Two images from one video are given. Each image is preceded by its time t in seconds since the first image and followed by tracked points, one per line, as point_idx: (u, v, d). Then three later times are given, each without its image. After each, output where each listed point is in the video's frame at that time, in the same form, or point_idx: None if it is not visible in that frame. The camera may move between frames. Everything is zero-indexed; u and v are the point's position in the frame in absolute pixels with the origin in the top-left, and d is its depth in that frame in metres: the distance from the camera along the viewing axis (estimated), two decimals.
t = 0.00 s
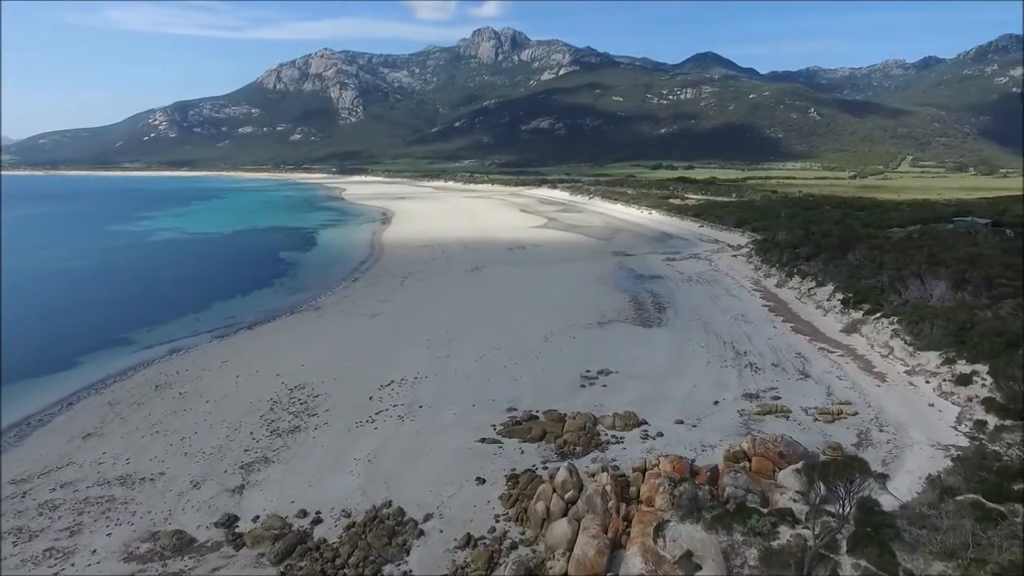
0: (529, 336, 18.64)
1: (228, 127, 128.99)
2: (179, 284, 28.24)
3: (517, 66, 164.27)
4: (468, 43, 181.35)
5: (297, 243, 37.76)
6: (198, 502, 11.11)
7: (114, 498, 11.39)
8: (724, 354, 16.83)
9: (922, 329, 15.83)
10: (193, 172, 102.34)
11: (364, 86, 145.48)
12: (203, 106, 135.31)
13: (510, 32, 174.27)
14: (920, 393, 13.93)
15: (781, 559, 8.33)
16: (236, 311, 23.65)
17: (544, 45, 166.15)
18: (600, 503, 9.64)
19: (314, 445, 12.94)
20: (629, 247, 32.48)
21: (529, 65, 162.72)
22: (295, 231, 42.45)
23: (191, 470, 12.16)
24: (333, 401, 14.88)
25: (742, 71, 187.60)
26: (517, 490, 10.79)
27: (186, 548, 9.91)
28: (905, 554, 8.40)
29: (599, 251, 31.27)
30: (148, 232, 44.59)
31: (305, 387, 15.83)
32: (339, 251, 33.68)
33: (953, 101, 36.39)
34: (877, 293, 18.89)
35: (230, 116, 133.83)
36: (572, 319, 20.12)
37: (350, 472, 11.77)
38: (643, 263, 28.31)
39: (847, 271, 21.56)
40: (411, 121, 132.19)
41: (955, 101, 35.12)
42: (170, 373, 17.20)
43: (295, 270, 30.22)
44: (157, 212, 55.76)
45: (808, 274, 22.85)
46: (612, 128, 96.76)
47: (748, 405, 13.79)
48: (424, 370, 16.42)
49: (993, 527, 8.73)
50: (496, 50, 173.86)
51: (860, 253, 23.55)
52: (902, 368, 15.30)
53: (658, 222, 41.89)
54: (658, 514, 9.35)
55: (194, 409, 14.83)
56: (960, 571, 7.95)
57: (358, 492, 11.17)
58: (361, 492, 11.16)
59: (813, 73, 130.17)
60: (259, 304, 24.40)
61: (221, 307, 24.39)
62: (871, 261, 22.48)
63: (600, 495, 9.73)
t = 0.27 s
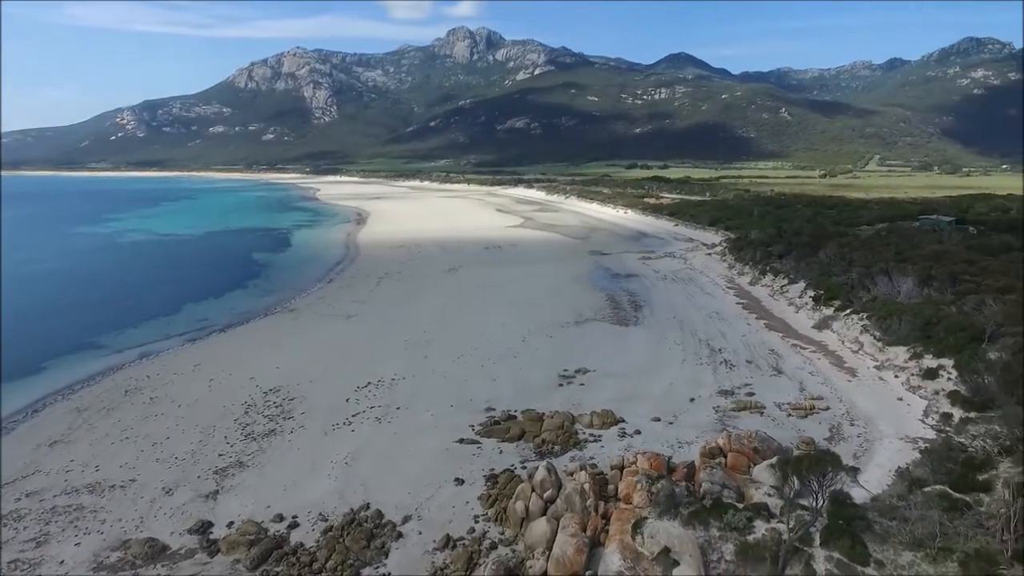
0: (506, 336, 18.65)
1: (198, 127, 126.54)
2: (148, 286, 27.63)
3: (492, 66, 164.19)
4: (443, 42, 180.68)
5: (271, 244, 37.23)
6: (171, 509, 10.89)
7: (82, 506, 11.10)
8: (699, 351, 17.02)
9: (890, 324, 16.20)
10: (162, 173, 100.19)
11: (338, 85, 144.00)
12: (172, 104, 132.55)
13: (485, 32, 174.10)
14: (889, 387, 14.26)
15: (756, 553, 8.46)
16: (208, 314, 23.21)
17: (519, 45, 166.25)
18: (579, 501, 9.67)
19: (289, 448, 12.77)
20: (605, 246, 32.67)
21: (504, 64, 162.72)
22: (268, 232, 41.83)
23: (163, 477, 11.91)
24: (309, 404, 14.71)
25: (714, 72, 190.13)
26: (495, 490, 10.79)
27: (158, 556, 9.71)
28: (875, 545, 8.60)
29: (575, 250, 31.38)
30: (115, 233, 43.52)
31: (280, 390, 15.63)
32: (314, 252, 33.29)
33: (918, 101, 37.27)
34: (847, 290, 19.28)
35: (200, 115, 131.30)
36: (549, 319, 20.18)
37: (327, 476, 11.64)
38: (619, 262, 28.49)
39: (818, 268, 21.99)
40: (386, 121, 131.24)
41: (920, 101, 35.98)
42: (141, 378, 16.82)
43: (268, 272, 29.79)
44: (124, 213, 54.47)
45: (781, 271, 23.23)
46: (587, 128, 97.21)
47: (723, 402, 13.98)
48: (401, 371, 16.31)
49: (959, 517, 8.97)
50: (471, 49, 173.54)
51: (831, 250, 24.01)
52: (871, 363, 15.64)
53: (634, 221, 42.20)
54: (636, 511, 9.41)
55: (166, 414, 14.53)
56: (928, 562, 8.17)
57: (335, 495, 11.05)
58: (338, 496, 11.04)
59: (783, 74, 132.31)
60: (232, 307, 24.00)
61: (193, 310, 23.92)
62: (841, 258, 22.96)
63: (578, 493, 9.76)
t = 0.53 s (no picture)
0: (483, 336, 18.62)
1: (166, 126, 123.82)
2: (116, 289, 26.99)
3: (467, 66, 163.84)
4: (416, 42, 179.76)
5: (243, 246, 36.65)
6: (142, 516, 10.65)
7: (49, 516, 10.80)
8: (674, 349, 17.22)
9: (859, 321, 16.57)
10: (129, 173, 97.86)
11: (311, 85, 142.28)
12: (138, 103, 129.52)
13: (459, 31, 173.65)
14: (858, 382, 14.59)
15: (732, 548, 8.58)
16: (179, 317, 22.75)
17: (493, 45, 166.15)
18: (557, 500, 9.70)
19: (264, 452, 12.58)
20: (581, 246, 32.82)
21: (478, 64, 162.47)
22: (240, 233, 41.16)
23: (133, 484, 11.64)
24: (283, 407, 14.52)
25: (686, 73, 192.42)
26: (474, 491, 10.77)
27: (129, 565, 9.49)
28: (846, 537, 8.79)
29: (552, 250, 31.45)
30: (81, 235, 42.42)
31: (254, 393, 15.39)
32: (287, 254, 32.85)
33: (882, 102, 38.14)
34: (817, 287, 19.66)
35: (168, 114, 128.49)
36: (526, 318, 20.21)
37: (302, 479, 11.50)
38: (595, 262, 28.63)
39: (790, 266, 22.35)
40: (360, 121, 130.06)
41: (885, 102, 36.84)
42: (109, 383, 16.42)
43: (240, 274, 29.31)
44: (90, 215, 53.08)
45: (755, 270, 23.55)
46: (562, 128, 97.54)
47: (698, 399, 14.14)
48: (378, 373, 16.18)
49: (926, 508, 9.22)
50: (445, 49, 172.93)
51: (803, 248, 24.41)
52: (841, 358, 15.98)
53: (609, 220, 42.45)
54: (613, 509, 9.47)
55: (135, 420, 14.21)
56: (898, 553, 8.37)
57: (311, 499, 10.91)
58: (314, 500, 10.91)
59: (754, 74, 134.31)
60: (204, 310, 23.55)
61: (162, 313, 23.41)
62: (812, 256, 23.40)
63: (557, 492, 9.79)
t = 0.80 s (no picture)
0: (459, 337, 18.56)
1: (131, 125, 120.78)
2: (80, 293, 26.26)
3: (441, 66, 163.23)
4: (390, 41, 178.50)
5: (213, 247, 35.98)
6: (110, 525, 10.40)
7: (12, 527, 10.47)
8: (649, 348, 17.39)
9: (828, 318, 16.93)
10: (93, 173, 95.31)
11: (282, 84, 140.30)
12: (103, 101, 126.19)
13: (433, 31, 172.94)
14: (828, 378, 14.90)
15: (707, 544, 8.70)
16: (147, 321, 22.24)
17: (467, 45, 165.84)
18: (535, 500, 9.74)
19: (237, 457, 12.37)
20: (556, 245, 32.93)
21: (452, 64, 162.03)
22: (210, 235, 40.41)
23: (101, 492, 11.35)
24: (257, 411, 14.29)
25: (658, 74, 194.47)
26: (451, 492, 10.74)
27: None
28: (818, 530, 8.98)
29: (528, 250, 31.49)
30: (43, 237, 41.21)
31: (226, 397, 15.12)
32: (260, 255, 32.37)
33: (849, 104, 39.04)
34: (787, 285, 20.03)
35: (134, 113, 125.44)
36: (502, 318, 20.20)
37: (277, 484, 11.34)
38: (570, 261, 28.74)
39: (761, 265, 22.73)
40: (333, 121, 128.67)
41: (851, 104, 37.69)
42: (74, 389, 15.97)
43: (211, 276, 28.78)
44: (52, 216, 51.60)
45: (726, 268, 23.94)
46: (537, 128, 97.75)
47: (674, 397, 14.30)
48: (353, 375, 16.02)
49: (893, 500, 9.47)
50: (419, 49, 172.09)
51: (773, 247, 24.85)
52: (812, 354, 16.30)
53: (584, 220, 42.67)
54: (591, 507, 9.53)
55: (103, 426, 13.85)
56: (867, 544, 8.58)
57: (286, 504, 10.76)
58: (289, 504, 10.76)
59: (725, 76, 136.22)
60: (173, 313, 23.07)
61: (130, 317, 22.87)
62: (782, 255, 23.80)
63: (534, 492, 9.82)
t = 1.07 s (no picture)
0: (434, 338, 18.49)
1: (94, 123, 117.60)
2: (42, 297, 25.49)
3: (414, 66, 162.51)
4: (362, 40, 177.05)
5: (182, 249, 35.26)
6: (77, 535, 10.12)
7: None
8: (624, 346, 17.54)
9: (798, 315, 17.27)
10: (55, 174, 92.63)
11: (252, 82, 138.16)
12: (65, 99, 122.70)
13: (406, 31, 172.09)
14: (799, 374, 15.20)
15: (683, 540, 8.81)
16: (113, 325, 21.68)
17: (441, 44, 165.34)
18: (512, 500, 9.74)
19: (209, 463, 12.14)
20: (532, 245, 33.00)
21: (426, 64, 161.44)
22: (179, 237, 39.57)
23: (66, 502, 11.03)
24: (229, 416, 14.03)
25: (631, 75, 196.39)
26: (428, 494, 10.69)
27: None
28: (790, 524, 9.16)
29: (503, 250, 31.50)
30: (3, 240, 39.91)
31: (196, 402, 14.82)
32: (230, 257, 31.84)
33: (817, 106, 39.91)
34: (759, 283, 20.37)
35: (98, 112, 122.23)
36: (478, 319, 20.18)
37: (250, 489, 11.15)
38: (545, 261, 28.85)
39: (733, 264, 23.06)
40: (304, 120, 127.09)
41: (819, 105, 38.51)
42: (37, 396, 15.50)
43: (180, 278, 28.21)
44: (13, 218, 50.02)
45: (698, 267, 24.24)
46: (511, 128, 97.87)
47: (648, 395, 14.44)
48: (327, 378, 15.83)
49: (862, 492, 9.70)
50: (392, 48, 171.09)
51: (744, 246, 25.24)
52: (782, 351, 16.61)
53: (558, 220, 42.84)
54: (568, 506, 9.57)
55: (68, 434, 13.46)
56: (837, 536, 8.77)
57: (260, 509, 10.59)
58: (262, 510, 10.60)
59: (696, 77, 138.17)
60: (141, 316, 22.54)
61: (96, 321, 22.28)
62: (753, 254, 24.16)
63: (512, 492, 9.83)
